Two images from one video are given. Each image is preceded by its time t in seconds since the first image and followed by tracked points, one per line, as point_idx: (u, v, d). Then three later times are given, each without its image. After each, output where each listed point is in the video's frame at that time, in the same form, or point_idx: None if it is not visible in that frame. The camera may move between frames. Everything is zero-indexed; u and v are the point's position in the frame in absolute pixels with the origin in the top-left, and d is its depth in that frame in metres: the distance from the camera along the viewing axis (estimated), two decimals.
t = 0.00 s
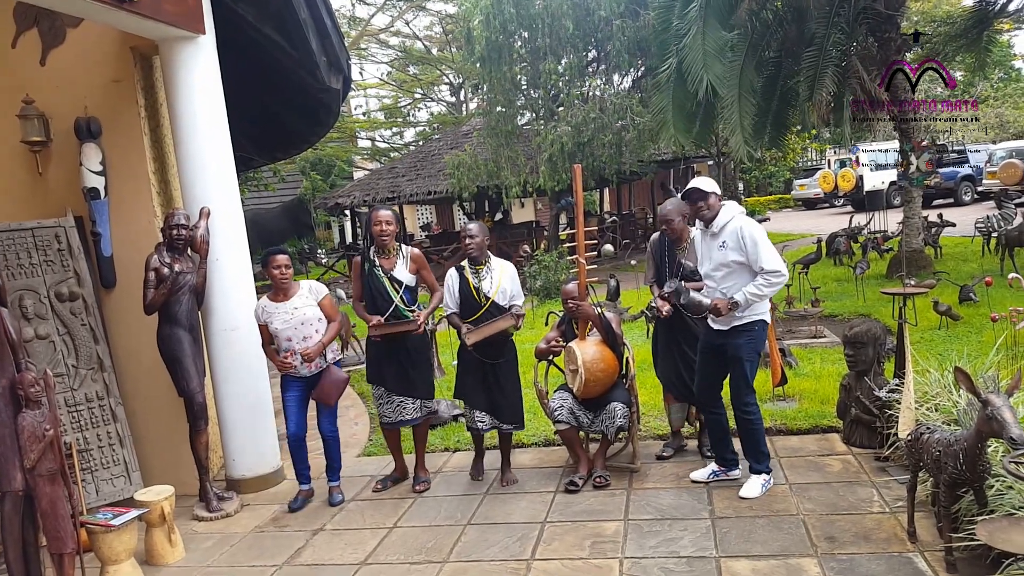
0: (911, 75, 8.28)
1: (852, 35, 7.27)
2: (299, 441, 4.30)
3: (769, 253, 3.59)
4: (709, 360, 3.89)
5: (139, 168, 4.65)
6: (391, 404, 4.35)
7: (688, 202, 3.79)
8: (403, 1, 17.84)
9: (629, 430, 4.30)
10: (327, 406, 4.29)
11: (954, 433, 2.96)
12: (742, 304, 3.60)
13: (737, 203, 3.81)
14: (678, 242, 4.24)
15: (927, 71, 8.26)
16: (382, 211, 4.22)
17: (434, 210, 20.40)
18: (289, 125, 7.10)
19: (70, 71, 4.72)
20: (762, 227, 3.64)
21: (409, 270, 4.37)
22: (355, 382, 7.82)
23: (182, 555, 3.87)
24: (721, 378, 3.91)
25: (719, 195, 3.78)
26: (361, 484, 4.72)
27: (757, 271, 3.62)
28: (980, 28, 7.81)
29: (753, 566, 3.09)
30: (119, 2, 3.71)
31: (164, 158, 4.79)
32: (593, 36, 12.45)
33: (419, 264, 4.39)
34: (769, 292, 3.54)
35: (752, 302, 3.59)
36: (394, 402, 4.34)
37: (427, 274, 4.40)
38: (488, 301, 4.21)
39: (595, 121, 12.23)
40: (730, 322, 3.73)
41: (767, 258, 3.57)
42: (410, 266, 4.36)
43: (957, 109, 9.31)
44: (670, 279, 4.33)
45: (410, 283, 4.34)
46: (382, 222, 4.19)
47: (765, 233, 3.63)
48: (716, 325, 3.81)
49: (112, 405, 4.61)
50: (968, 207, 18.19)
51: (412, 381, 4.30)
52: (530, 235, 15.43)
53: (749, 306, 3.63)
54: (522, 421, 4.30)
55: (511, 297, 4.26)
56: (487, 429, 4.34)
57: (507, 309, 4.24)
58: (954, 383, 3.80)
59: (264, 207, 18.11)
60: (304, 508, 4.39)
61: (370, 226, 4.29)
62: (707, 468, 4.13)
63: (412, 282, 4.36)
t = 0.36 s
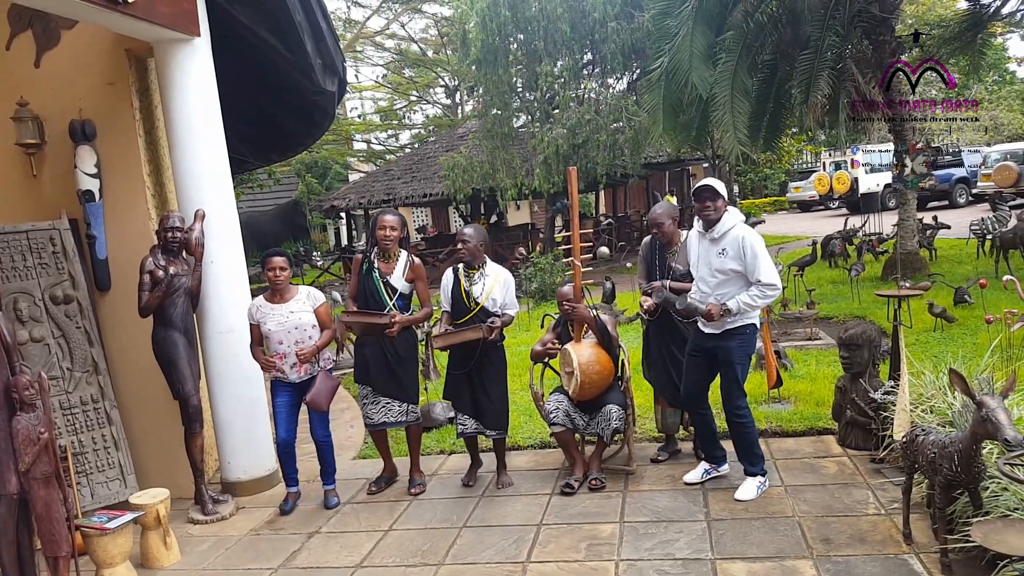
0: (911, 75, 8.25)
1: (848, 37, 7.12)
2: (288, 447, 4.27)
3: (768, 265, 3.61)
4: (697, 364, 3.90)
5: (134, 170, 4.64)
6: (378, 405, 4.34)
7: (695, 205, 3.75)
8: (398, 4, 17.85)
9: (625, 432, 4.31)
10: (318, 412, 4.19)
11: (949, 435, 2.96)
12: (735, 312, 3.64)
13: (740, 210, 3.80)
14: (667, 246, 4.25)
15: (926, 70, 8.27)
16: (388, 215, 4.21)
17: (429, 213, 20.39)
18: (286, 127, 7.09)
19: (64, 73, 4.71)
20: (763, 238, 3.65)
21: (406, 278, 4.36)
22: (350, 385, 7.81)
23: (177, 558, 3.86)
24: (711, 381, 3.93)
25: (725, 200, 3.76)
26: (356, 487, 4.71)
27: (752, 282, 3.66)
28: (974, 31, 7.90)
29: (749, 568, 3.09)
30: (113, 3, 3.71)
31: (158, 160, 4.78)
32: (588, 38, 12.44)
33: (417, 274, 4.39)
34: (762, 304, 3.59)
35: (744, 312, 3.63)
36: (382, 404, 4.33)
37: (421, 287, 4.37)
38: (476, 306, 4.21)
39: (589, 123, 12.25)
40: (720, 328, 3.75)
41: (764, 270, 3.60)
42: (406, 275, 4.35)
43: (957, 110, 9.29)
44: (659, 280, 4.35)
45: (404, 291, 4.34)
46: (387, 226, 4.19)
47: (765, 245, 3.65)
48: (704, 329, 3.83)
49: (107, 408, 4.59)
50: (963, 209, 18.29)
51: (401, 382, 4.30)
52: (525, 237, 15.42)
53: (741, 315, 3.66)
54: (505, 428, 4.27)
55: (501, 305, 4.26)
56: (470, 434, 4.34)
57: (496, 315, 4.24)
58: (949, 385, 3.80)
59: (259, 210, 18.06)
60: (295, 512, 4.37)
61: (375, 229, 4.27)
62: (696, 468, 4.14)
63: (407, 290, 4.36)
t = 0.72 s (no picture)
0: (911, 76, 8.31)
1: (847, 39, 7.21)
2: (276, 450, 4.29)
3: (755, 268, 3.66)
4: (685, 363, 3.92)
5: (133, 171, 4.64)
6: (375, 406, 4.35)
7: (684, 208, 3.76)
8: (397, 5, 17.87)
9: (624, 433, 4.31)
10: (299, 416, 4.20)
11: (949, 436, 2.96)
12: (723, 313, 3.65)
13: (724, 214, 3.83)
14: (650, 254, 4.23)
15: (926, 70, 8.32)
16: (371, 221, 4.20)
17: (428, 213, 20.39)
18: (285, 128, 7.08)
19: (64, 74, 4.71)
20: (749, 243, 3.70)
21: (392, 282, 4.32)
22: (349, 386, 7.80)
23: (176, 559, 3.85)
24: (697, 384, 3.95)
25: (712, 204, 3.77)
26: (355, 488, 4.71)
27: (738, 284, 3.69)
28: (973, 31, 7.90)
29: (749, 568, 3.10)
30: (112, 4, 3.70)
31: (158, 160, 4.77)
32: (587, 38, 12.41)
33: (404, 278, 4.33)
34: (748, 305, 3.62)
35: (730, 313, 3.66)
36: (377, 404, 4.34)
37: (412, 290, 4.32)
38: (461, 316, 4.23)
39: (589, 123, 12.27)
40: (705, 328, 3.75)
41: (751, 272, 3.64)
42: (394, 278, 4.31)
43: (957, 110, 9.27)
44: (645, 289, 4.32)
45: (392, 295, 4.31)
46: (371, 232, 4.19)
47: (752, 249, 3.69)
48: (689, 330, 3.83)
49: (106, 409, 4.59)
50: (962, 209, 18.31)
51: (394, 383, 4.30)
52: (525, 238, 15.42)
53: (727, 316, 3.69)
54: (488, 431, 4.27)
55: (486, 316, 4.23)
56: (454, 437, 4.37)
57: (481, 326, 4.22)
58: (949, 386, 3.80)
59: (259, 211, 18.08)
60: (287, 515, 4.36)
61: (359, 234, 4.27)
62: (691, 472, 4.15)
63: (394, 294, 4.32)
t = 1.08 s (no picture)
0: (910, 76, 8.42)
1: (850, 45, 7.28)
2: (275, 452, 4.28)
3: (749, 260, 3.66)
4: (687, 366, 3.93)
5: (135, 173, 4.64)
6: (377, 408, 4.35)
7: (674, 205, 3.78)
8: (398, 8, 17.90)
9: (625, 436, 4.30)
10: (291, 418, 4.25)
11: (950, 439, 2.96)
12: (723, 308, 3.64)
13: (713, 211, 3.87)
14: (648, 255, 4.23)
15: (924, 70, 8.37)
16: (353, 224, 4.19)
17: (429, 216, 20.39)
18: (286, 129, 7.08)
19: (66, 76, 4.71)
20: (740, 235, 3.71)
21: (386, 280, 4.34)
22: (348, 388, 7.80)
23: (176, 561, 3.85)
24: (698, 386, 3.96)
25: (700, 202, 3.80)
26: (356, 490, 4.71)
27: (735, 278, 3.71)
28: (972, 34, 7.85)
29: (749, 571, 3.09)
30: (114, 7, 3.71)
31: (159, 163, 4.77)
32: (588, 41, 12.43)
33: (396, 274, 4.36)
34: (747, 298, 3.63)
35: (731, 308, 3.66)
36: (380, 405, 4.34)
37: (406, 283, 4.36)
38: (457, 317, 4.22)
39: (591, 126, 12.30)
40: (706, 327, 3.75)
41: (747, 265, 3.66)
42: (384, 276, 4.32)
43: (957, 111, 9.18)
44: (643, 291, 4.32)
45: (388, 293, 4.34)
46: (353, 236, 4.17)
47: (744, 242, 3.70)
48: (690, 330, 3.82)
49: (107, 411, 4.59)
50: (962, 212, 18.33)
51: (397, 384, 4.30)
52: (525, 240, 15.44)
53: (727, 311, 3.69)
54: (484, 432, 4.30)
55: (482, 316, 4.23)
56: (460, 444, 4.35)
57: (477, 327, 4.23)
58: (950, 389, 3.79)
59: (259, 214, 18.10)
60: (287, 518, 4.35)
61: (341, 240, 4.26)
62: (692, 474, 4.15)
63: (390, 292, 4.35)
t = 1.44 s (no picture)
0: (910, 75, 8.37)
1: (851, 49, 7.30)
2: (278, 455, 4.29)
3: (755, 262, 3.64)
4: (695, 369, 3.91)
5: (136, 178, 4.65)
6: (382, 411, 4.34)
7: (678, 208, 3.80)
8: (399, 14, 17.96)
9: (625, 441, 4.30)
10: (303, 424, 4.22)
11: (950, 444, 2.96)
12: (728, 311, 3.62)
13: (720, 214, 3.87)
14: (657, 255, 4.25)
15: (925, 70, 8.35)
16: (358, 223, 4.21)
17: (430, 221, 20.41)
18: (286, 134, 7.09)
19: (68, 81, 4.73)
20: (747, 237, 3.70)
21: (392, 277, 4.38)
22: (349, 392, 7.80)
23: (177, 566, 3.84)
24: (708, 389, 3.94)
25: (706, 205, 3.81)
26: (356, 495, 4.70)
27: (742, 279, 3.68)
28: (974, 40, 7.91)
29: None
30: (116, 13, 3.73)
31: (161, 167, 4.77)
32: (589, 46, 12.45)
33: (402, 271, 4.41)
34: (753, 301, 3.60)
35: (737, 310, 3.63)
36: (384, 409, 4.33)
37: (411, 281, 4.42)
38: (469, 313, 4.22)
39: (592, 131, 12.32)
40: (713, 333, 3.75)
41: (753, 266, 3.63)
42: (393, 273, 4.37)
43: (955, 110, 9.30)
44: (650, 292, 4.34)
45: (395, 290, 4.35)
46: (361, 234, 4.19)
47: (750, 244, 3.69)
48: (699, 335, 3.82)
49: (107, 415, 4.59)
50: (963, 217, 18.32)
51: (399, 388, 4.29)
52: (526, 245, 15.45)
53: (733, 315, 3.66)
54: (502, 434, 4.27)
55: (492, 307, 4.28)
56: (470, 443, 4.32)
57: (488, 319, 4.25)
58: (951, 394, 3.79)
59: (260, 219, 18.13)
60: (287, 523, 4.35)
61: (348, 238, 4.28)
62: (692, 480, 4.14)
63: (397, 289, 4.37)
